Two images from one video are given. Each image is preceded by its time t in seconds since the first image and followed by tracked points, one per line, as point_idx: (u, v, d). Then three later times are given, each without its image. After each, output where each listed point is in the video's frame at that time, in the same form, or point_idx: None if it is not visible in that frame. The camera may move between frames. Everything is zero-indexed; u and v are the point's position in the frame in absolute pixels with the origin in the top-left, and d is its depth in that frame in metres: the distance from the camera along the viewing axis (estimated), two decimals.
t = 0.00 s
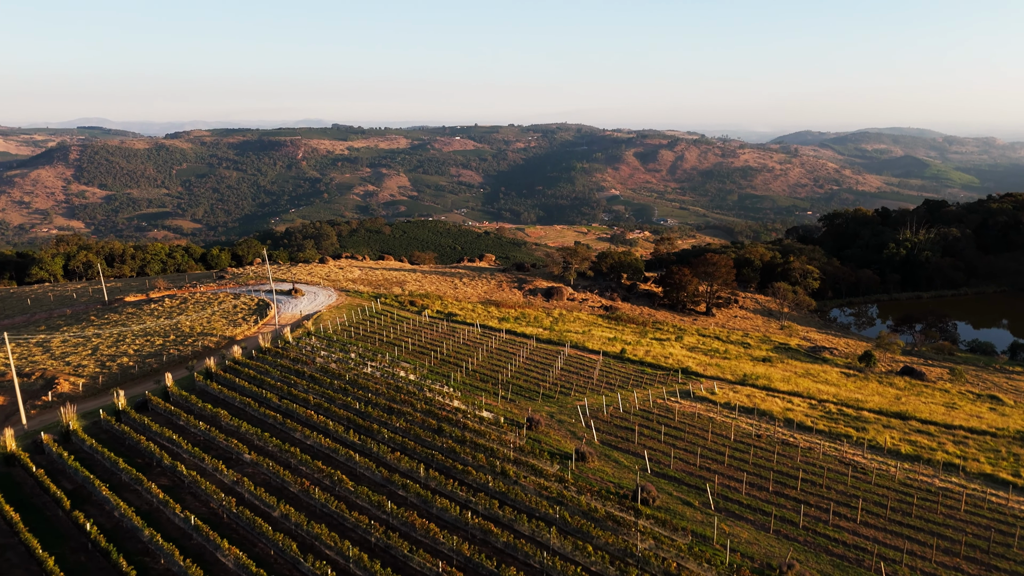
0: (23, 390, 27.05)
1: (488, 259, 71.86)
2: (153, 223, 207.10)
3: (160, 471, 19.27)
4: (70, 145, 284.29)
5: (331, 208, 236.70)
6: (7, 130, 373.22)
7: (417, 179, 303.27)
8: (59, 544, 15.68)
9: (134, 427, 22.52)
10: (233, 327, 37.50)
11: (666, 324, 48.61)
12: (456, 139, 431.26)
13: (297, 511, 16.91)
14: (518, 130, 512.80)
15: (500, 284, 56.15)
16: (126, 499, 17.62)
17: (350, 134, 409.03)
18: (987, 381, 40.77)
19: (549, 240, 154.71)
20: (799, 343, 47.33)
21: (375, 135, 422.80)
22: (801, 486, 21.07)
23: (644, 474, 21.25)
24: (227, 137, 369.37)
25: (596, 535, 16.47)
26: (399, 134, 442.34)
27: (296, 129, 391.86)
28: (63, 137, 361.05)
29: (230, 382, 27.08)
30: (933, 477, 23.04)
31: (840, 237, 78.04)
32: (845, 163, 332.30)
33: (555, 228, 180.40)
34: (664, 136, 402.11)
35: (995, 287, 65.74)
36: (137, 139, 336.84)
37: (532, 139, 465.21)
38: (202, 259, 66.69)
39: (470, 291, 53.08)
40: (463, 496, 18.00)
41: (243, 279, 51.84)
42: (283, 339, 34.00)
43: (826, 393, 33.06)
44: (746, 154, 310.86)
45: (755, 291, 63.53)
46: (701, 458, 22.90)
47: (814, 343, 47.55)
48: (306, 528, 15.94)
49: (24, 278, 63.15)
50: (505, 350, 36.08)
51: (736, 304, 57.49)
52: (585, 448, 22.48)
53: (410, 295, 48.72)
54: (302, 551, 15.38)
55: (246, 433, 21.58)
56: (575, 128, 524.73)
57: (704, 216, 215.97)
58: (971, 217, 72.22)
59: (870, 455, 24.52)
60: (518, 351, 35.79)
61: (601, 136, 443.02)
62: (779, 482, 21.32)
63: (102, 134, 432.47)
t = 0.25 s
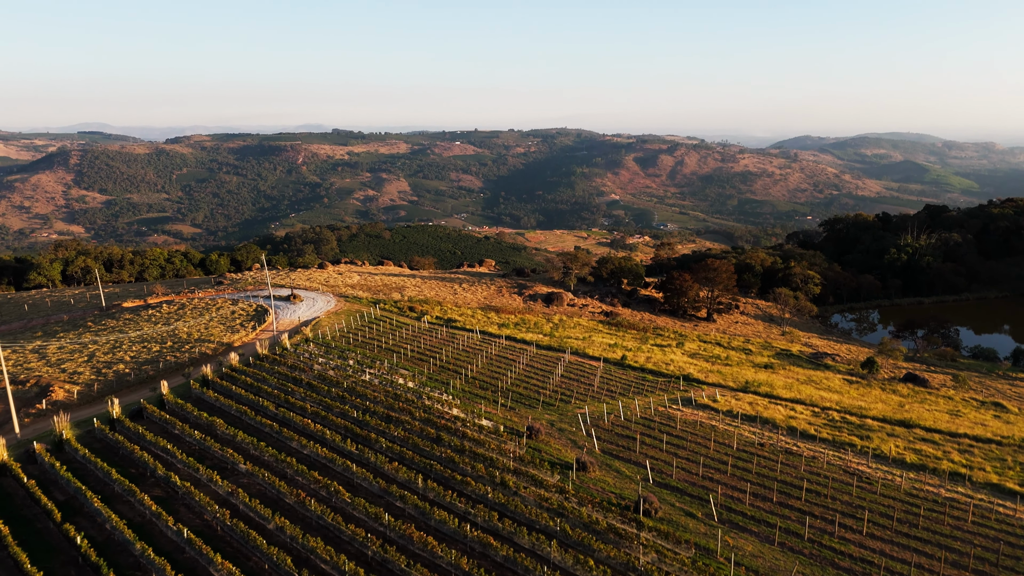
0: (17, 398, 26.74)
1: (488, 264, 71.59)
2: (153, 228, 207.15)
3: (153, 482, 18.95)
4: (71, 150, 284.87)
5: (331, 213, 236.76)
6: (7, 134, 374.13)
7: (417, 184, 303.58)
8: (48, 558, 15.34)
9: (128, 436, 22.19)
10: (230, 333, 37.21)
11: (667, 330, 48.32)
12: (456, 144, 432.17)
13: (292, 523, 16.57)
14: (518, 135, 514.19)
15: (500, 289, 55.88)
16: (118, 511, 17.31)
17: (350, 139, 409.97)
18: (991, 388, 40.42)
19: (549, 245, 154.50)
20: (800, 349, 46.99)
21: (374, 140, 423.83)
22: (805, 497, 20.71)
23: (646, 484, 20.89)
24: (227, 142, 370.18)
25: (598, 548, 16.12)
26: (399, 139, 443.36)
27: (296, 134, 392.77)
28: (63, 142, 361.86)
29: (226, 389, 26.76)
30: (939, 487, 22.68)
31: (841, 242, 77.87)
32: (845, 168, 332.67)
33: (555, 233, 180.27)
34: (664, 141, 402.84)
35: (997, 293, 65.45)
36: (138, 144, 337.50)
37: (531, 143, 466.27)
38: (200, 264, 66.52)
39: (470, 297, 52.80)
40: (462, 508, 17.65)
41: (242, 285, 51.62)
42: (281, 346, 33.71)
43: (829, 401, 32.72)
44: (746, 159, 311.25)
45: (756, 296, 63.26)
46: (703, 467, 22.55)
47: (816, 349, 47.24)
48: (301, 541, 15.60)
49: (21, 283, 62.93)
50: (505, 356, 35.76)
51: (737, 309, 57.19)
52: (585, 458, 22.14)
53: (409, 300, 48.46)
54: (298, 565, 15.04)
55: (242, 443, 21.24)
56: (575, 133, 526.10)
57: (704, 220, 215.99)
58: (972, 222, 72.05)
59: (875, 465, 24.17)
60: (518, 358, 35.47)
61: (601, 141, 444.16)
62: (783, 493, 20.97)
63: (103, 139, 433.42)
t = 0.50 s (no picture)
0: (11, 406, 26.42)
1: (488, 269, 71.35)
2: (153, 233, 207.09)
3: (147, 493, 18.62)
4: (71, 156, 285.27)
5: (331, 218, 236.85)
6: (8, 140, 374.97)
7: (417, 189, 303.85)
8: (38, 572, 15.01)
9: (123, 446, 21.87)
10: (228, 340, 36.91)
11: (668, 336, 48.03)
12: (456, 149, 433.09)
13: (287, 536, 16.23)
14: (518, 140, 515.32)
15: (500, 295, 55.60)
16: (111, 524, 16.98)
17: (350, 144, 410.93)
18: (995, 395, 40.07)
19: (549, 250, 154.25)
20: (802, 355, 46.68)
21: (375, 146, 424.79)
22: (810, 508, 20.37)
23: (649, 495, 20.54)
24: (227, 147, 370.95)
25: (600, 562, 15.77)
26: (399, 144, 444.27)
27: (296, 139, 393.40)
28: (64, 147, 362.72)
29: (223, 397, 26.44)
30: (946, 497, 22.32)
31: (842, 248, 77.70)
32: (845, 173, 333.17)
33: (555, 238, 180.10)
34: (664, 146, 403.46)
35: (999, 298, 65.14)
36: (138, 149, 338.13)
37: (531, 149, 467.40)
38: (199, 269, 66.34)
39: (469, 303, 52.52)
40: (460, 521, 17.30)
41: (240, 291, 51.34)
42: (279, 353, 33.41)
43: (832, 408, 32.39)
44: (746, 164, 311.64)
45: (757, 302, 62.98)
46: (706, 478, 22.19)
47: (818, 356, 46.91)
48: (296, 555, 15.27)
49: (19, 289, 62.66)
50: (505, 363, 35.43)
51: (738, 315, 56.91)
52: (586, 468, 21.79)
53: (408, 307, 48.18)
54: None
55: (237, 453, 20.92)
56: (574, 139, 527.45)
57: (704, 226, 216.03)
58: (973, 228, 71.85)
59: (881, 475, 23.82)
60: (518, 365, 35.15)
61: (600, 146, 445.19)
62: (788, 504, 20.63)
63: (103, 144, 434.28)
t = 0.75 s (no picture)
0: (5, 414, 26.10)
1: (488, 274, 71.10)
2: (153, 238, 206.96)
3: (140, 504, 18.29)
4: (72, 160, 285.53)
5: (331, 223, 236.92)
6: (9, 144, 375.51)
7: (417, 194, 304.16)
8: None
9: (117, 455, 21.56)
10: (225, 346, 36.62)
11: (668, 342, 47.74)
12: (456, 154, 433.89)
13: (281, 549, 15.87)
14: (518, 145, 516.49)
15: (500, 301, 55.32)
16: (102, 536, 16.64)
17: (350, 149, 411.64)
18: (998, 403, 39.71)
19: (549, 255, 154.11)
20: (804, 362, 46.36)
21: (375, 151, 425.57)
22: (814, 519, 20.01)
23: (651, 506, 20.19)
24: (228, 152, 371.62)
25: None
26: (399, 149, 445.12)
27: (297, 143, 394.01)
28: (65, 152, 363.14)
29: (219, 405, 26.13)
30: (953, 508, 21.92)
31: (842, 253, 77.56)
32: (844, 178, 333.71)
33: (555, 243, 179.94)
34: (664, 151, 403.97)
35: (1001, 304, 64.88)
36: (139, 154, 338.54)
37: (531, 154, 468.31)
38: (198, 275, 66.10)
39: (469, 308, 52.22)
40: (459, 534, 16.96)
41: (239, 296, 51.12)
42: (276, 360, 33.11)
43: (836, 416, 32.05)
44: (745, 169, 312.07)
45: (758, 307, 62.70)
46: (709, 488, 21.84)
47: (820, 362, 46.61)
48: (291, 569, 14.92)
49: (17, 294, 62.38)
50: (504, 370, 35.11)
51: (739, 321, 56.64)
52: (587, 478, 21.45)
53: (408, 312, 47.92)
54: None
55: (232, 462, 20.59)
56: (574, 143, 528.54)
57: (704, 231, 216.03)
58: (974, 233, 71.73)
59: (886, 485, 23.45)
60: (518, 371, 34.84)
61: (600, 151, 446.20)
62: (792, 515, 20.26)
63: (104, 149, 435.37)
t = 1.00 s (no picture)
0: None
1: (488, 280, 70.80)
2: (152, 243, 206.93)
3: (133, 516, 17.95)
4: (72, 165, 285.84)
5: (331, 228, 236.91)
6: (10, 149, 376.12)
7: (417, 199, 304.38)
8: None
9: (111, 465, 21.23)
10: (223, 353, 36.31)
11: (669, 349, 47.41)
12: (456, 159, 434.48)
13: (276, 564, 15.52)
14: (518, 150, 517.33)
15: (500, 306, 55.02)
16: (93, 550, 16.30)
17: (351, 154, 412.30)
18: (1003, 409, 39.36)
19: (549, 260, 153.83)
20: (806, 368, 46.03)
21: (375, 156, 426.21)
22: (820, 531, 19.66)
23: (653, 517, 19.84)
24: (228, 157, 372.19)
25: None
26: (399, 154, 445.84)
27: (297, 148, 394.65)
28: (65, 157, 363.64)
29: (215, 414, 25.79)
30: (960, 519, 21.57)
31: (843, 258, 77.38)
32: (844, 183, 334.19)
33: (555, 247, 179.76)
34: (663, 156, 404.57)
35: (1003, 309, 64.58)
36: (139, 159, 338.97)
37: (531, 159, 469.14)
38: (197, 280, 65.90)
39: (469, 314, 51.91)
40: (458, 547, 16.62)
41: (237, 302, 50.82)
42: (274, 367, 32.78)
43: (839, 424, 31.70)
44: (745, 174, 312.53)
45: (759, 313, 62.41)
46: (712, 498, 21.49)
47: (822, 369, 46.27)
48: None
49: (15, 300, 62.12)
50: (504, 377, 34.77)
51: (741, 327, 56.34)
52: (589, 489, 21.13)
53: (407, 318, 47.60)
54: None
55: (228, 472, 20.25)
56: (574, 148, 529.50)
57: (704, 235, 215.97)
58: (975, 238, 71.55)
59: (892, 495, 23.09)
60: (518, 378, 34.51)
61: (600, 156, 446.90)
62: (797, 526, 19.90)
63: (105, 154, 436.12)
